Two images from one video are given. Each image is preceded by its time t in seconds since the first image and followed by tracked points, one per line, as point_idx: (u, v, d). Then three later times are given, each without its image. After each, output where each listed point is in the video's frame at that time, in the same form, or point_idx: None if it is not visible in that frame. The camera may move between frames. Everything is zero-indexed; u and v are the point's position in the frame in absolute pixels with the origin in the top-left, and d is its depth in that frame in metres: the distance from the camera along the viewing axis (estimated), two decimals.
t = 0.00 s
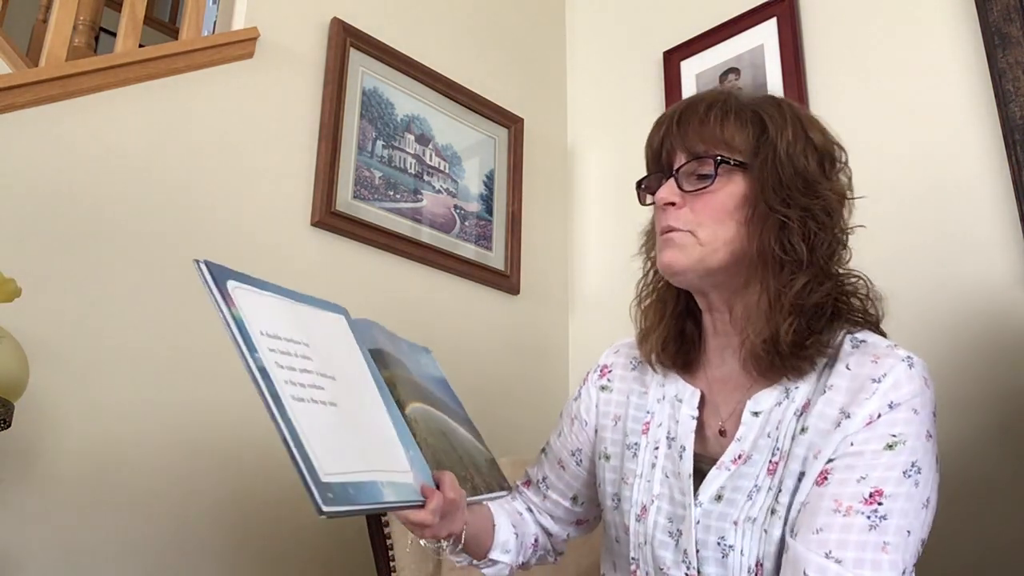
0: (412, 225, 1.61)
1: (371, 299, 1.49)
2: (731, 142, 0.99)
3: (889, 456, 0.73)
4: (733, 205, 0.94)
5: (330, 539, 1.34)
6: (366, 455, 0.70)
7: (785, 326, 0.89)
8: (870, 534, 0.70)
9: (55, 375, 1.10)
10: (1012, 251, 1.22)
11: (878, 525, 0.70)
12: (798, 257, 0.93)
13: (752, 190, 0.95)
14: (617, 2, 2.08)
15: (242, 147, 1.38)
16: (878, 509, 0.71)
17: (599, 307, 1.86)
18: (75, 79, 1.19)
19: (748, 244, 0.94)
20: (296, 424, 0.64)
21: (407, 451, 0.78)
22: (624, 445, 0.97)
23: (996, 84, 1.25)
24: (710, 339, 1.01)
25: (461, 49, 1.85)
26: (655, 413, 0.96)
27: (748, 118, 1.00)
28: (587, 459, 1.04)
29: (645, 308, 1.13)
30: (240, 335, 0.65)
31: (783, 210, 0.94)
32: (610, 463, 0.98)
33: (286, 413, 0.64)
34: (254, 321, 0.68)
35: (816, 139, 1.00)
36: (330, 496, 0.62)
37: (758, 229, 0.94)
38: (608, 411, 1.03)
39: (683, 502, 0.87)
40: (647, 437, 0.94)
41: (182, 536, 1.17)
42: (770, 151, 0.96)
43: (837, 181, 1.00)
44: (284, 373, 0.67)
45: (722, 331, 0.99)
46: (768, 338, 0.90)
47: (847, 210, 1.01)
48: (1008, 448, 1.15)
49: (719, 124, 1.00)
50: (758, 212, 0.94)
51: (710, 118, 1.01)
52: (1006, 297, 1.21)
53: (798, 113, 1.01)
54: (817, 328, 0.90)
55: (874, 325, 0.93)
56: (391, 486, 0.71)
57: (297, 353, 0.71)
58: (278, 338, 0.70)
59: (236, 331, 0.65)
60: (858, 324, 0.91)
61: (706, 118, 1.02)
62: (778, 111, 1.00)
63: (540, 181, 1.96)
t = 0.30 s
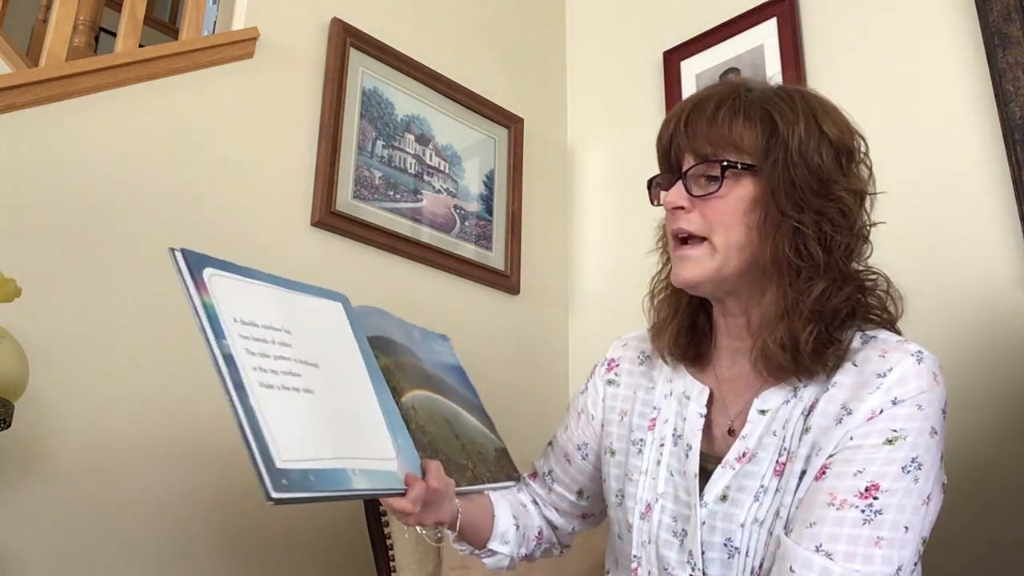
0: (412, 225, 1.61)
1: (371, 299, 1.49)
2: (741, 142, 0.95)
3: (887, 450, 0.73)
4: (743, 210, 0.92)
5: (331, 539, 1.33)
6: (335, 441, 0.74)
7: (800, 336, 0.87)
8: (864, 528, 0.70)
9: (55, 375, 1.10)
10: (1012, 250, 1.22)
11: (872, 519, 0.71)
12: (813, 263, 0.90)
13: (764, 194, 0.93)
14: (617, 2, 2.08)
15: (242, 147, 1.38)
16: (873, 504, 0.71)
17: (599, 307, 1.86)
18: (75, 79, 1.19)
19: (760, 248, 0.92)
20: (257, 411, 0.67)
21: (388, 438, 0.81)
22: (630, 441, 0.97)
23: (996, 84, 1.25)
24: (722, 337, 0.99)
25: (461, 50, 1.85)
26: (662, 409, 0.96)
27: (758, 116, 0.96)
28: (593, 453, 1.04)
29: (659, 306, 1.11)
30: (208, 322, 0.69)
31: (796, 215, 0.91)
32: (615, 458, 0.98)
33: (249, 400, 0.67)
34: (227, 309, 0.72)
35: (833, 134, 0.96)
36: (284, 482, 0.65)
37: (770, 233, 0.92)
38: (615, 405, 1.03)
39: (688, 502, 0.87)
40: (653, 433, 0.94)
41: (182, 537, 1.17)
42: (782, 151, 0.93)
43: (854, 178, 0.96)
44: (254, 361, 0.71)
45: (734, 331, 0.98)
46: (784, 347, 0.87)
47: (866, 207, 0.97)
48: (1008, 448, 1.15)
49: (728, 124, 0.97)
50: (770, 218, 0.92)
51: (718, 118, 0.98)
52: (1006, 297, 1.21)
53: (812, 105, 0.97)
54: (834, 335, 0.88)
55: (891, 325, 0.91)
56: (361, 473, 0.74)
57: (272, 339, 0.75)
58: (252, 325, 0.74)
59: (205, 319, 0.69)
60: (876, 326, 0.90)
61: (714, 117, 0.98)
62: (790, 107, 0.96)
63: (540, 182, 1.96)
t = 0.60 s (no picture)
0: (412, 225, 1.61)
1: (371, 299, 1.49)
2: (751, 143, 0.92)
3: (889, 452, 0.73)
4: (752, 214, 0.90)
5: (331, 539, 1.34)
6: (302, 431, 0.76)
7: (814, 343, 0.85)
8: (863, 530, 0.70)
9: (55, 376, 1.10)
10: (1013, 250, 1.22)
11: (871, 521, 0.70)
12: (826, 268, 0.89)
13: (775, 198, 0.90)
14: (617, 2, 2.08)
15: (242, 147, 1.38)
16: (872, 506, 0.71)
17: (599, 307, 1.86)
18: (75, 79, 1.19)
19: (770, 252, 0.90)
20: (216, 401, 0.70)
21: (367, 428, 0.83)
22: (636, 438, 0.97)
23: (996, 84, 1.25)
24: (730, 338, 0.98)
25: (461, 50, 1.85)
26: (668, 407, 0.96)
27: (768, 116, 0.93)
28: (598, 449, 1.04)
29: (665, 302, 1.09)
30: (174, 313, 0.72)
31: (809, 220, 0.89)
32: (621, 455, 0.98)
33: (210, 391, 0.71)
34: (198, 300, 0.75)
35: (846, 133, 0.93)
36: (236, 472, 0.68)
37: (781, 238, 0.90)
38: (621, 401, 1.03)
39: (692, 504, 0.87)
40: (658, 431, 0.94)
41: (182, 536, 1.17)
42: (794, 153, 0.90)
43: (868, 178, 0.94)
44: (222, 353, 0.74)
45: (743, 333, 0.96)
46: (797, 354, 0.86)
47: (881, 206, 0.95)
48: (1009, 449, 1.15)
49: (739, 123, 0.94)
50: (781, 222, 0.90)
51: (728, 117, 0.95)
52: (1006, 298, 1.21)
53: (824, 102, 0.94)
54: (847, 342, 0.86)
55: (906, 326, 0.89)
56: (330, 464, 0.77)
57: (245, 329, 0.78)
58: (224, 316, 0.77)
59: (171, 311, 0.72)
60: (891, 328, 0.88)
61: (723, 116, 0.95)
62: (802, 106, 0.93)
63: (541, 182, 1.96)
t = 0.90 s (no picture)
0: (412, 225, 1.61)
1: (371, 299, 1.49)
2: (760, 141, 0.91)
3: (897, 457, 0.73)
4: (759, 215, 0.89)
5: (332, 539, 1.34)
6: (292, 427, 0.77)
7: (821, 349, 0.85)
8: (870, 536, 0.70)
9: (55, 376, 1.10)
10: (1014, 250, 1.22)
11: (878, 527, 0.70)
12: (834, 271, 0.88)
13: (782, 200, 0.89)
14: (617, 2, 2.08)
15: (242, 147, 1.38)
16: (879, 511, 0.71)
17: (599, 307, 1.86)
18: (75, 79, 1.19)
19: (775, 253, 0.89)
20: (203, 399, 0.71)
21: (363, 422, 0.84)
22: (642, 436, 0.97)
23: (996, 84, 1.25)
24: (737, 337, 0.98)
25: (461, 49, 1.85)
26: (675, 405, 0.96)
27: (778, 114, 0.92)
28: (603, 445, 1.04)
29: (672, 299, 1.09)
30: (164, 312, 0.73)
31: (817, 224, 0.88)
32: (626, 452, 0.98)
33: (197, 389, 0.72)
34: (189, 297, 0.76)
35: (856, 135, 0.92)
36: (219, 471, 0.69)
37: (787, 240, 0.89)
38: (627, 398, 1.03)
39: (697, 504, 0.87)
40: (665, 429, 0.94)
41: (183, 536, 1.17)
42: (802, 154, 0.89)
43: (878, 181, 0.93)
44: (212, 350, 0.75)
45: (749, 333, 0.96)
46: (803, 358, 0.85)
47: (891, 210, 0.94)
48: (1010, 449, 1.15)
49: (748, 120, 0.93)
50: (786, 223, 0.89)
51: (738, 114, 0.94)
52: (1006, 298, 1.21)
53: (836, 103, 0.93)
54: (856, 348, 0.86)
55: (918, 332, 0.89)
56: (320, 461, 0.77)
57: (238, 326, 0.79)
58: (217, 312, 0.78)
59: (161, 309, 0.73)
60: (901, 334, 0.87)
61: (733, 112, 0.94)
62: (812, 106, 0.92)
63: (541, 182, 1.96)
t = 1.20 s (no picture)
0: (412, 225, 1.61)
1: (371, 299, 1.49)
2: (757, 144, 0.91)
3: (902, 458, 0.73)
4: (754, 221, 0.89)
5: (332, 539, 1.34)
6: (292, 434, 0.77)
7: (818, 357, 0.84)
8: (875, 537, 0.70)
9: (55, 376, 1.10)
10: (1014, 250, 1.22)
11: (883, 529, 0.70)
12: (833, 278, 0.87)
13: (778, 205, 0.89)
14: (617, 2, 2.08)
15: (242, 147, 1.38)
16: (884, 513, 0.71)
17: (599, 307, 1.86)
18: (75, 79, 1.19)
19: (772, 257, 0.89)
20: (201, 408, 0.72)
21: (365, 427, 0.84)
22: (648, 437, 0.97)
23: (996, 84, 1.25)
24: (738, 341, 0.98)
25: (461, 49, 1.85)
26: (682, 407, 0.96)
27: (776, 117, 0.92)
28: (608, 446, 1.04)
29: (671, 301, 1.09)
30: (162, 322, 0.74)
31: (814, 230, 0.87)
32: (632, 453, 0.98)
33: (193, 398, 0.72)
34: (188, 306, 0.77)
35: (853, 139, 0.92)
36: (218, 479, 0.69)
37: (783, 246, 0.88)
38: (633, 399, 1.03)
39: (703, 506, 0.87)
40: (671, 431, 0.94)
41: (183, 536, 1.17)
42: (799, 158, 0.89)
43: (877, 185, 0.92)
44: (210, 358, 0.75)
45: (749, 337, 0.96)
46: (800, 365, 0.85)
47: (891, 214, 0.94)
48: (1010, 449, 1.15)
49: (745, 123, 0.93)
50: (783, 229, 0.88)
51: (735, 117, 0.94)
52: (1007, 298, 1.21)
53: (835, 106, 0.93)
54: (856, 357, 0.85)
55: (926, 333, 0.87)
56: (322, 466, 0.78)
57: (238, 333, 0.79)
58: (216, 320, 0.78)
59: (159, 319, 0.73)
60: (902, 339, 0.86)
61: (730, 113, 0.94)
62: (809, 109, 0.92)
63: (541, 181, 1.96)
